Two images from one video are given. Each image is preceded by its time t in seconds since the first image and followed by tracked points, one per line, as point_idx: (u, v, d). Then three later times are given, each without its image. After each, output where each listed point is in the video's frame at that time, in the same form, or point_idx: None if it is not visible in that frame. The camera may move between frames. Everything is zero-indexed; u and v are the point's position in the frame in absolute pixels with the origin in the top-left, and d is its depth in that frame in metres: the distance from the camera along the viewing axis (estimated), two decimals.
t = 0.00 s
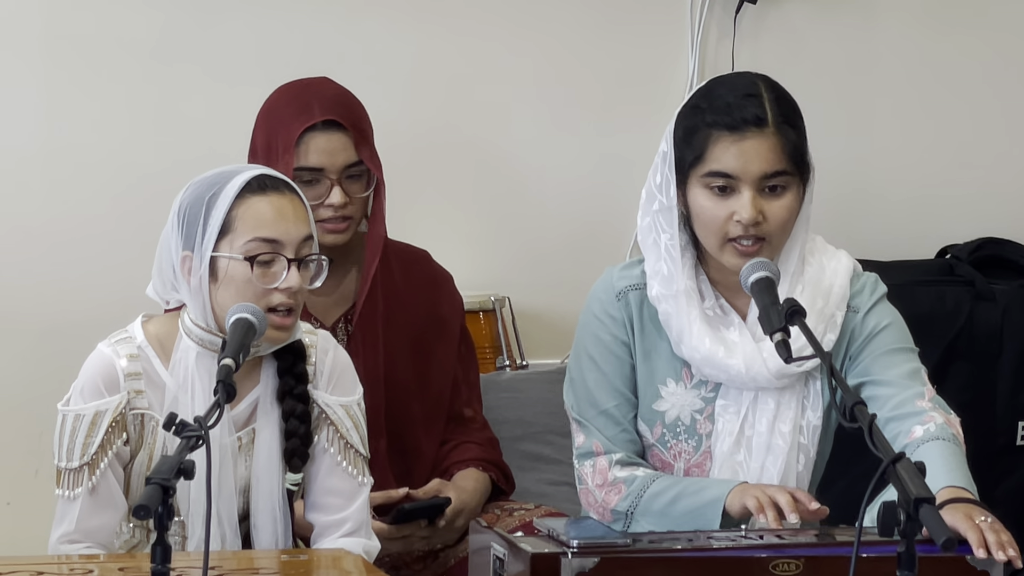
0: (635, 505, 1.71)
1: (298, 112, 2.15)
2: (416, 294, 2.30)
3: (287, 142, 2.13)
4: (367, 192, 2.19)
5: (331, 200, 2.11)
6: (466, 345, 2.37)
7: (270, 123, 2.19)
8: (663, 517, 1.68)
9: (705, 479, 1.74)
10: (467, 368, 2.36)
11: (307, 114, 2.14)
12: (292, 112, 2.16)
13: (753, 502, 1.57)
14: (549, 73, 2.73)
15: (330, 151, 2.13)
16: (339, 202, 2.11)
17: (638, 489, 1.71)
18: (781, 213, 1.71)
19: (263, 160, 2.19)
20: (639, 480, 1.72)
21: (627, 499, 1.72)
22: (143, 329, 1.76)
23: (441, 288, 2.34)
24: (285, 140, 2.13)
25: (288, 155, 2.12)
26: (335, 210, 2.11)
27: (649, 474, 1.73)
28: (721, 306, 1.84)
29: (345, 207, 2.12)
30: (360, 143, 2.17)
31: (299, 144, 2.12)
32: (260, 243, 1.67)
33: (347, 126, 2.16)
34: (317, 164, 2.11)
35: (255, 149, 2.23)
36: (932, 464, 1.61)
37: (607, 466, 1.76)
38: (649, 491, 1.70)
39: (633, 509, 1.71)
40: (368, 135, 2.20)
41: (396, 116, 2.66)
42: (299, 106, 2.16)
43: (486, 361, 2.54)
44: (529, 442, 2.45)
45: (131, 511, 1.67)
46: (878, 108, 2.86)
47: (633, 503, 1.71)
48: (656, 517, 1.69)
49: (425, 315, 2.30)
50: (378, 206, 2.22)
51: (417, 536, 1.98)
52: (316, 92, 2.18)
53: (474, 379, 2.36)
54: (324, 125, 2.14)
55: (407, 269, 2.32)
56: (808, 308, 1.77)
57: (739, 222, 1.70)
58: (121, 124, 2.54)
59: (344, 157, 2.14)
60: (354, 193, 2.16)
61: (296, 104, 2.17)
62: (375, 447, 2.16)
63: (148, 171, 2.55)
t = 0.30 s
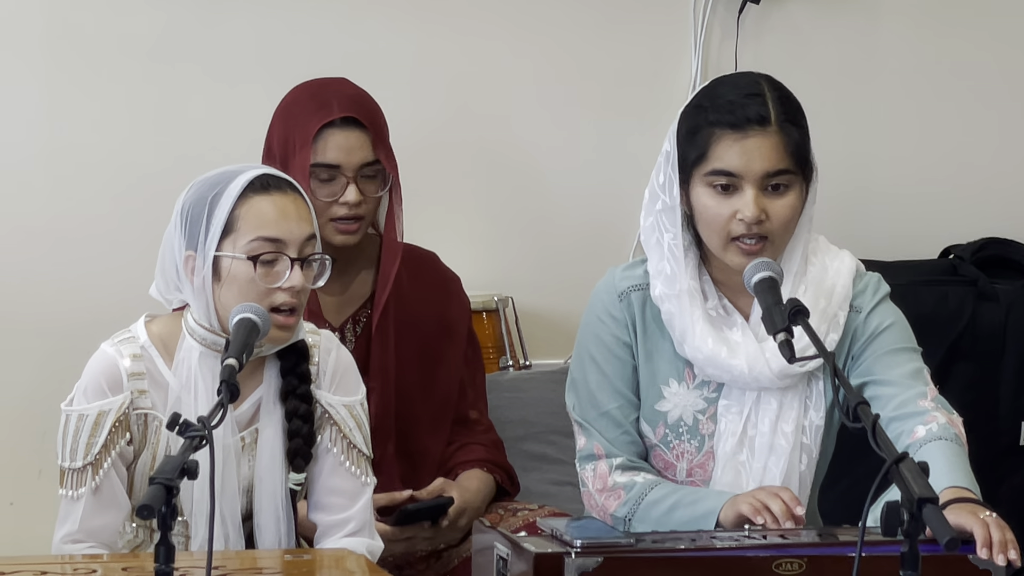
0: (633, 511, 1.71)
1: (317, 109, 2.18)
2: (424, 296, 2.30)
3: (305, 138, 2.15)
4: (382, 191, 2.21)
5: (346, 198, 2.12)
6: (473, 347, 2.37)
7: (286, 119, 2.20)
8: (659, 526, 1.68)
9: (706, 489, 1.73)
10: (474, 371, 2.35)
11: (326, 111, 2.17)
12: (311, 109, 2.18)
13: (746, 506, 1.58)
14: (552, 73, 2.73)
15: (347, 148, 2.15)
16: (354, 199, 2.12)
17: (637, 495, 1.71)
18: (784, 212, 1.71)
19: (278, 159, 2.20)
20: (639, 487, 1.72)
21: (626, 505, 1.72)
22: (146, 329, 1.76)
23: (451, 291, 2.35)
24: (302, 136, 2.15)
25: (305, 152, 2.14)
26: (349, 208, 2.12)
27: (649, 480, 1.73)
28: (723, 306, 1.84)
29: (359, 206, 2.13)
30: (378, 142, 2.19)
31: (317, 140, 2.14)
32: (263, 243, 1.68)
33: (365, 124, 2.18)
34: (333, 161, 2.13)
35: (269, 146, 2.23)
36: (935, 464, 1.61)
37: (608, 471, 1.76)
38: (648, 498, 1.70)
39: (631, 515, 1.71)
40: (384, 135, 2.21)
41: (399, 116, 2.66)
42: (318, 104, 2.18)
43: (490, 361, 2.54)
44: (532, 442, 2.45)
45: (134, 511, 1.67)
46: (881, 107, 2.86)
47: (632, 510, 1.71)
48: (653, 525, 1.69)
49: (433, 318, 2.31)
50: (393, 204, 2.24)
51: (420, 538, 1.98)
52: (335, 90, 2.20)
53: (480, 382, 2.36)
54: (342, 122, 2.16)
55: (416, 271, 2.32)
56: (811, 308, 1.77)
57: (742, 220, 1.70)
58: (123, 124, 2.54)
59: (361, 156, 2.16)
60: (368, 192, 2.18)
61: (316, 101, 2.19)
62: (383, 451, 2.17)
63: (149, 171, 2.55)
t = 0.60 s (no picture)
0: (637, 514, 1.71)
1: (318, 106, 2.18)
2: (430, 297, 2.31)
3: (307, 136, 2.15)
4: (386, 187, 2.21)
5: (349, 195, 2.13)
6: (477, 347, 2.37)
7: (288, 119, 2.21)
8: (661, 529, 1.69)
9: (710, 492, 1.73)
10: (478, 370, 2.35)
11: (327, 108, 2.17)
12: (311, 107, 2.18)
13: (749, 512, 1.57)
14: (556, 73, 2.73)
15: (349, 144, 2.15)
16: (357, 195, 2.13)
17: (641, 498, 1.71)
18: (791, 215, 1.71)
19: (280, 159, 2.19)
20: (643, 489, 1.72)
21: (630, 507, 1.72)
22: (151, 329, 1.76)
23: (454, 291, 2.35)
24: (303, 134, 2.16)
25: (306, 150, 2.14)
26: (353, 204, 2.13)
27: (653, 483, 1.73)
28: (728, 306, 1.84)
29: (362, 202, 2.14)
30: (379, 139, 2.20)
31: (319, 137, 2.15)
32: (268, 243, 1.68)
33: (367, 120, 2.19)
34: (335, 158, 2.14)
35: (272, 147, 2.23)
36: (938, 464, 1.61)
37: (612, 473, 1.77)
38: (651, 502, 1.70)
39: (635, 518, 1.71)
40: (386, 131, 2.22)
41: (403, 114, 2.66)
42: (319, 101, 2.19)
43: (494, 362, 2.54)
44: (536, 442, 2.45)
45: (139, 511, 1.67)
46: (885, 108, 2.86)
47: (636, 512, 1.71)
48: (656, 528, 1.69)
49: (438, 318, 2.31)
50: (398, 202, 2.24)
51: (423, 539, 1.98)
52: (337, 87, 2.21)
53: (484, 382, 2.36)
54: (343, 119, 2.17)
55: (421, 270, 2.32)
56: (815, 308, 1.77)
57: (749, 224, 1.70)
58: (127, 124, 2.54)
59: (362, 152, 2.16)
60: (371, 188, 2.18)
61: (316, 98, 2.20)
62: (391, 447, 2.17)
63: (153, 171, 2.55)
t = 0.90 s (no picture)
0: (639, 514, 1.71)
1: (305, 106, 2.18)
2: (429, 294, 2.31)
3: (296, 135, 2.15)
4: (379, 181, 2.21)
5: (344, 190, 2.13)
6: (478, 347, 2.37)
7: (277, 122, 2.21)
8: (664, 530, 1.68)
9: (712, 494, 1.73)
10: (479, 368, 2.35)
11: (313, 107, 2.16)
12: (299, 107, 2.18)
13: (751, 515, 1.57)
14: (559, 72, 2.73)
15: (339, 141, 2.15)
16: (351, 190, 2.13)
17: (644, 498, 1.71)
18: (795, 217, 1.71)
19: (271, 160, 2.20)
20: (645, 489, 1.72)
21: (633, 507, 1.72)
22: (154, 329, 1.76)
23: (453, 288, 2.35)
24: (293, 134, 2.15)
25: (296, 150, 2.14)
26: (348, 200, 2.13)
27: (656, 483, 1.73)
28: (731, 305, 1.84)
29: (357, 197, 2.14)
30: (369, 132, 2.19)
31: (308, 136, 2.14)
32: (271, 242, 1.67)
33: (353, 115, 2.18)
34: (326, 155, 2.14)
35: (263, 148, 2.23)
36: (942, 463, 1.61)
37: (616, 473, 1.77)
38: (654, 503, 1.70)
39: (638, 518, 1.71)
40: (374, 124, 2.22)
41: (407, 114, 2.66)
42: (305, 101, 2.18)
43: (497, 361, 2.53)
44: (539, 442, 2.45)
45: (142, 511, 1.67)
46: (888, 107, 2.86)
47: (639, 512, 1.71)
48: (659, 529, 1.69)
49: (438, 316, 2.31)
50: (392, 194, 2.22)
51: (427, 539, 1.98)
52: (321, 85, 2.20)
53: (485, 380, 2.36)
54: (331, 116, 2.17)
55: (421, 269, 2.32)
56: (818, 307, 1.77)
57: (753, 227, 1.70)
58: (130, 123, 2.54)
59: (354, 147, 2.16)
60: (365, 182, 2.18)
61: (303, 98, 2.19)
62: (395, 441, 2.16)
63: (156, 171, 2.55)
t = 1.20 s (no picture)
0: (642, 515, 1.71)
1: (294, 106, 2.18)
2: (427, 291, 2.30)
3: (286, 136, 2.15)
4: (370, 180, 2.20)
5: (336, 189, 2.13)
6: (477, 344, 2.37)
7: (267, 122, 2.21)
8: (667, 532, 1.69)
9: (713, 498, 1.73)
10: (478, 366, 2.36)
11: (303, 107, 2.17)
12: (288, 107, 2.18)
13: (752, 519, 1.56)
14: (562, 72, 2.73)
15: (328, 141, 2.15)
16: (344, 189, 2.13)
17: (647, 500, 1.71)
18: (798, 218, 1.71)
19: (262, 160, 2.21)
20: (649, 491, 1.72)
21: (635, 509, 1.72)
22: (156, 328, 1.76)
23: (451, 287, 2.35)
24: (284, 135, 2.16)
25: (288, 150, 2.14)
26: (341, 199, 2.13)
27: (659, 485, 1.73)
28: (734, 306, 1.84)
29: (350, 195, 2.14)
30: (358, 131, 2.19)
31: (298, 136, 2.15)
32: (274, 241, 1.67)
33: (343, 114, 2.18)
34: (317, 155, 2.14)
35: (254, 149, 2.24)
36: (944, 464, 1.61)
37: (619, 473, 1.77)
38: (656, 504, 1.70)
39: (640, 519, 1.71)
40: (364, 123, 2.22)
41: (410, 113, 2.66)
42: (295, 101, 2.19)
43: (499, 361, 2.54)
44: (542, 442, 2.45)
45: (144, 510, 1.67)
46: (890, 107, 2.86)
47: (641, 513, 1.71)
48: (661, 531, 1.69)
49: (436, 316, 2.31)
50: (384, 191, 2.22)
51: (429, 538, 1.99)
52: (310, 86, 2.20)
53: (485, 378, 2.36)
54: (320, 116, 2.17)
55: (421, 269, 2.31)
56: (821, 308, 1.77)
57: (756, 228, 1.70)
58: (132, 123, 2.54)
59: (344, 146, 2.16)
60: (357, 180, 2.18)
61: (292, 99, 2.19)
62: (391, 437, 2.16)
63: (159, 170, 2.55)
